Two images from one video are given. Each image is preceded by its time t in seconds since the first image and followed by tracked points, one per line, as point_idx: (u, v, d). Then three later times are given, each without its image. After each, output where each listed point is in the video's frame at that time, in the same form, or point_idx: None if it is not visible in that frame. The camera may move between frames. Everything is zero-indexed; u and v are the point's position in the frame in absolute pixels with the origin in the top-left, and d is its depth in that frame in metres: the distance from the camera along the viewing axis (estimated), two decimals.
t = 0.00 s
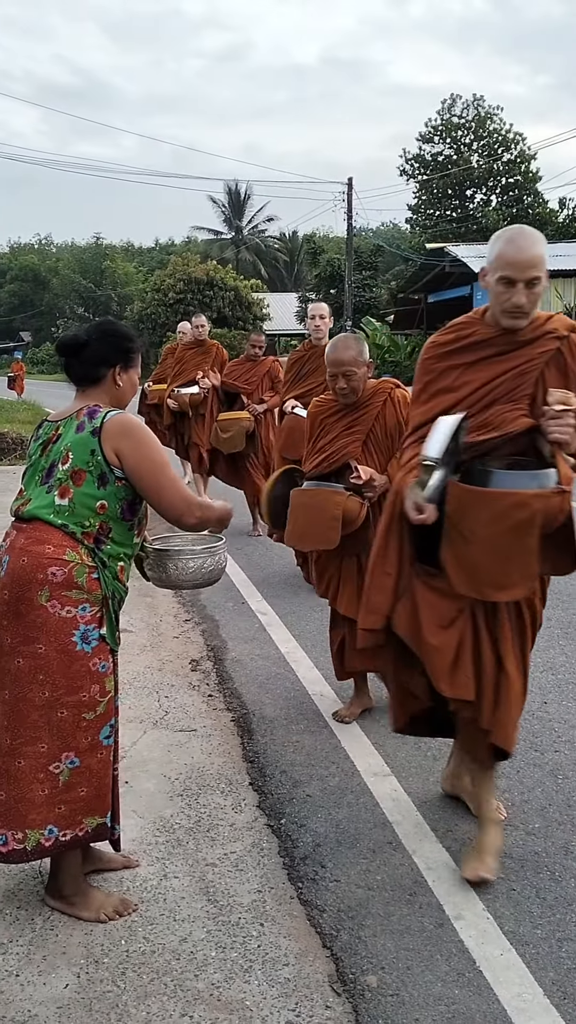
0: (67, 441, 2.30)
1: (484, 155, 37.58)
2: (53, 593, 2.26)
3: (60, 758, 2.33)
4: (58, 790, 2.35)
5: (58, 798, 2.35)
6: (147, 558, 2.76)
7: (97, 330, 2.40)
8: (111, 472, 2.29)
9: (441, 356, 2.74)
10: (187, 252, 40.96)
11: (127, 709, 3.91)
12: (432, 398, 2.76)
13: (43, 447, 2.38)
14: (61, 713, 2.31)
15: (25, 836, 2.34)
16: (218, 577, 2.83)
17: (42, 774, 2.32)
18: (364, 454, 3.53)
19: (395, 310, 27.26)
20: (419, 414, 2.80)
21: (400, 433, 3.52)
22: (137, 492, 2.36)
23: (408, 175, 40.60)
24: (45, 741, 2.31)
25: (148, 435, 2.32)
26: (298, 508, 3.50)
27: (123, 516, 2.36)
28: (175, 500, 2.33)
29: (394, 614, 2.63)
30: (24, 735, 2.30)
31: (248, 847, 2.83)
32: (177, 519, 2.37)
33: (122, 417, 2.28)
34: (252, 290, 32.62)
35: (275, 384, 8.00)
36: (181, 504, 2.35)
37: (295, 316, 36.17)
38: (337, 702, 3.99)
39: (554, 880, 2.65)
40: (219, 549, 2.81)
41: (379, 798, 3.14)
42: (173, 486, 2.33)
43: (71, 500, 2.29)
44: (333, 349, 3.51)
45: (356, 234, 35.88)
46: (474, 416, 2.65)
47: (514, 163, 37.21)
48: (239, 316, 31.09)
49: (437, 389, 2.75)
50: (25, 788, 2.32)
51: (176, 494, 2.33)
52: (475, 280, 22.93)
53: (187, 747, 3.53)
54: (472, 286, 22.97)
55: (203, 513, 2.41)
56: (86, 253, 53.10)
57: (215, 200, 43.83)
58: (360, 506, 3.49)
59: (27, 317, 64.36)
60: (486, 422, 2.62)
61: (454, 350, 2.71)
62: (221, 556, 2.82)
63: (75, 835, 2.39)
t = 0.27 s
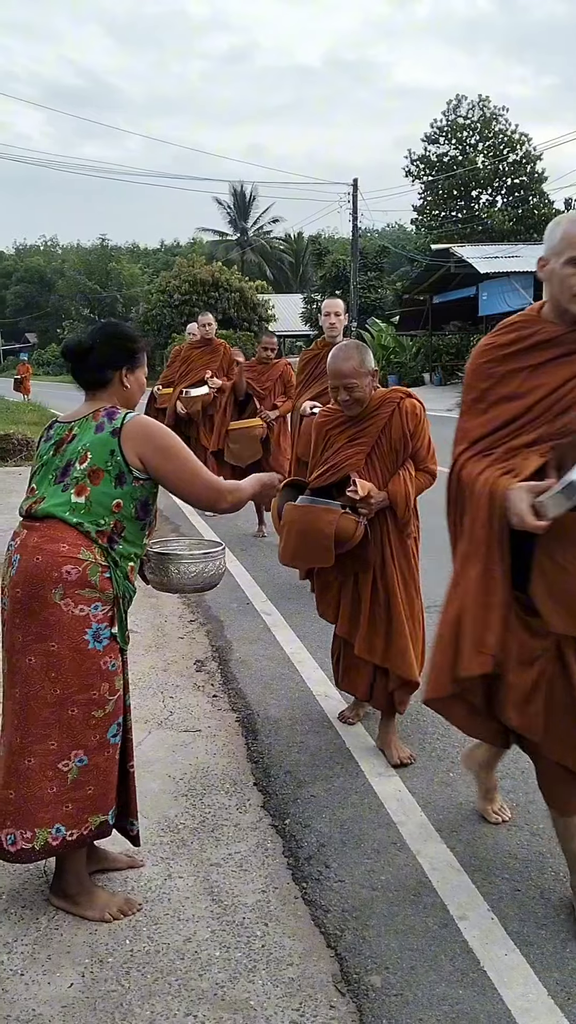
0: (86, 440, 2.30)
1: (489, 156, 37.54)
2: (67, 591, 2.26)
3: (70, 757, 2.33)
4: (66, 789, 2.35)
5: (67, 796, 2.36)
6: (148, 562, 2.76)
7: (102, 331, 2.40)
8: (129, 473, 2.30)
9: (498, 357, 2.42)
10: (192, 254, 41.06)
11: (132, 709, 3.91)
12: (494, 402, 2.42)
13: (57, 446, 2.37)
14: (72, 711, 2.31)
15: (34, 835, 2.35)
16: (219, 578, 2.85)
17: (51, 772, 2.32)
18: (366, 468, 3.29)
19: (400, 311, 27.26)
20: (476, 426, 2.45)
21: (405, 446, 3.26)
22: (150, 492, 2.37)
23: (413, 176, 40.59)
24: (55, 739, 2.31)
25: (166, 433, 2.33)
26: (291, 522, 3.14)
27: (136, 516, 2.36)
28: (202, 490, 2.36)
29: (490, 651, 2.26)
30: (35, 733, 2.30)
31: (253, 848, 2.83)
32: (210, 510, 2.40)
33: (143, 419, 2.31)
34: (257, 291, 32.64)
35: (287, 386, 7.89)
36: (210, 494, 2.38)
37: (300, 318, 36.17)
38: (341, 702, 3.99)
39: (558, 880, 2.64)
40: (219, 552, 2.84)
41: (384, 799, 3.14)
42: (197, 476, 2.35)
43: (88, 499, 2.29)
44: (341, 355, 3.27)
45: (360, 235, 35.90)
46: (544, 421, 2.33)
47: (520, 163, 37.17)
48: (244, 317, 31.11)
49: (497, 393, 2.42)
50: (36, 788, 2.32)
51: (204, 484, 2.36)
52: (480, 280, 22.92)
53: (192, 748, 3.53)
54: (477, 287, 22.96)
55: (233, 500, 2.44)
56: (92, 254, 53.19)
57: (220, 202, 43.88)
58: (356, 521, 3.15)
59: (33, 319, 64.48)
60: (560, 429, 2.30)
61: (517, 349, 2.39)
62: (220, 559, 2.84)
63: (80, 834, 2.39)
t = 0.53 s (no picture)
0: (106, 440, 2.31)
1: (497, 156, 37.49)
2: (81, 590, 2.27)
3: (77, 755, 2.34)
4: (72, 787, 2.36)
5: (73, 793, 2.36)
6: (149, 565, 2.76)
7: (113, 336, 2.41)
8: (147, 473, 2.32)
9: None
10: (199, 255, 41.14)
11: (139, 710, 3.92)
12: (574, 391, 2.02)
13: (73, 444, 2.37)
14: (83, 710, 2.32)
15: (41, 833, 2.35)
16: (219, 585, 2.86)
17: (58, 769, 2.33)
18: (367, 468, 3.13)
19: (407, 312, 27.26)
20: (547, 418, 2.07)
21: (407, 446, 3.09)
22: (164, 493, 2.39)
23: (421, 177, 40.58)
24: (65, 737, 2.32)
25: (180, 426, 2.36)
26: (279, 515, 2.83)
27: (151, 517, 2.38)
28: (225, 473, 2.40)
29: None
30: (45, 732, 2.30)
31: (259, 848, 2.84)
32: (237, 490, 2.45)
33: (163, 421, 2.34)
34: (264, 292, 32.67)
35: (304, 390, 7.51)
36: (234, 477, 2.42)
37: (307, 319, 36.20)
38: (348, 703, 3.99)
39: (564, 881, 2.64)
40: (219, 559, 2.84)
41: (390, 800, 3.14)
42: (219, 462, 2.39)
43: (106, 498, 2.30)
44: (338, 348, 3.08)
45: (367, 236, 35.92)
46: None
47: (527, 164, 37.11)
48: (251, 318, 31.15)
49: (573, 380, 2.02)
50: (45, 786, 2.33)
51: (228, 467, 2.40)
52: (488, 281, 22.89)
53: (198, 748, 3.54)
54: (484, 288, 22.93)
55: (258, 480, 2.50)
56: (100, 256, 53.30)
57: (228, 203, 43.92)
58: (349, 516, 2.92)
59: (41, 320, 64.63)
60: None
61: None
62: (222, 564, 2.84)
63: (85, 833, 2.40)
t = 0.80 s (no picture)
0: (111, 438, 2.31)
1: (504, 156, 37.44)
2: (87, 589, 2.27)
3: (85, 754, 2.34)
4: (80, 787, 2.35)
5: (80, 793, 2.36)
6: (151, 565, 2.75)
7: (122, 335, 2.41)
8: (153, 472, 2.31)
9: None
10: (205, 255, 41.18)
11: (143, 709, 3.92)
12: None
13: (77, 442, 2.37)
14: (89, 709, 2.31)
15: (49, 834, 2.35)
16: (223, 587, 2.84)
17: (66, 769, 2.33)
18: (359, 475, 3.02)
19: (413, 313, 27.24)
20: None
21: (401, 453, 3.00)
22: (170, 491, 2.38)
23: (427, 177, 40.55)
24: (72, 736, 2.31)
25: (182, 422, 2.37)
26: (271, 520, 2.80)
27: (157, 516, 2.37)
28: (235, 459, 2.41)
29: None
30: (52, 730, 2.30)
31: (263, 848, 2.83)
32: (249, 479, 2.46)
33: (169, 419, 2.33)
34: (270, 293, 32.68)
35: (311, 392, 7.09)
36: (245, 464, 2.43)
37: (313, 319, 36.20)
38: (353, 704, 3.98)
39: (569, 881, 2.63)
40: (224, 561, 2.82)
41: (394, 801, 3.13)
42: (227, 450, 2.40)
43: (112, 496, 2.30)
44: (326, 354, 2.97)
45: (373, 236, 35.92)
46: None
47: (534, 164, 37.03)
48: (258, 319, 31.17)
49: None
50: (51, 785, 2.32)
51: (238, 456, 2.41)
52: (494, 281, 22.86)
53: (203, 748, 3.54)
54: (491, 288, 22.90)
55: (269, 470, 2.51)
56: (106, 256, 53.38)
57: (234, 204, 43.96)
58: (345, 524, 2.84)
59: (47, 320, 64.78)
60: None
61: None
62: (227, 565, 2.82)
63: (91, 833, 2.39)
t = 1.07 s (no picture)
0: (106, 440, 2.31)
1: (510, 156, 37.40)
2: (90, 589, 2.27)
3: (92, 753, 2.34)
4: (89, 787, 2.35)
5: (90, 792, 2.36)
6: (160, 565, 2.76)
7: (139, 336, 2.41)
8: (149, 471, 2.30)
9: None
10: (211, 256, 41.20)
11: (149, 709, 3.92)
12: None
13: (75, 445, 2.37)
14: (95, 709, 2.31)
15: (58, 833, 2.35)
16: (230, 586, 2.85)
17: (75, 769, 2.33)
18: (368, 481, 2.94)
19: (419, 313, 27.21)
20: None
21: (409, 455, 2.93)
22: (171, 492, 2.38)
23: (433, 177, 40.50)
24: (79, 736, 2.31)
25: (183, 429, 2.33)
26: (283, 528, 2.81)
27: (158, 515, 2.37)
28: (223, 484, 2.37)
29: None
30: (58, 731, 2.30)
31: (268, 848, 2.83)
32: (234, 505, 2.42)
33: (162, 418, 2.31)
34: (277, 293, 32.67)
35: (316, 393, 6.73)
36: (231, 492, 2.39)
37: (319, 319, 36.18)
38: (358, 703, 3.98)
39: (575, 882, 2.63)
40: (227, 560, 2.81)
41: (400, 801, 3.12)
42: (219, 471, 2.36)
43: (110, 497, 2.30)
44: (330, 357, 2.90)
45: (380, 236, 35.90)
46: None
47: (541, 164, 36.97)
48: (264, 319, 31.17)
49: None
50: (59, 786, 2.32)
51: (225, 481, 2.36)
52: (501, 281, 22.84)
53: (208, 748, 3.54)
54: (497, 289, 22.87)
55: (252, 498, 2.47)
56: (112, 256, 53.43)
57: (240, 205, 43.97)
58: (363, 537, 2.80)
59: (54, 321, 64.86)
60: None
61: None
62: (232, 565, 2.82)
63: (102, 832, 2.40)
